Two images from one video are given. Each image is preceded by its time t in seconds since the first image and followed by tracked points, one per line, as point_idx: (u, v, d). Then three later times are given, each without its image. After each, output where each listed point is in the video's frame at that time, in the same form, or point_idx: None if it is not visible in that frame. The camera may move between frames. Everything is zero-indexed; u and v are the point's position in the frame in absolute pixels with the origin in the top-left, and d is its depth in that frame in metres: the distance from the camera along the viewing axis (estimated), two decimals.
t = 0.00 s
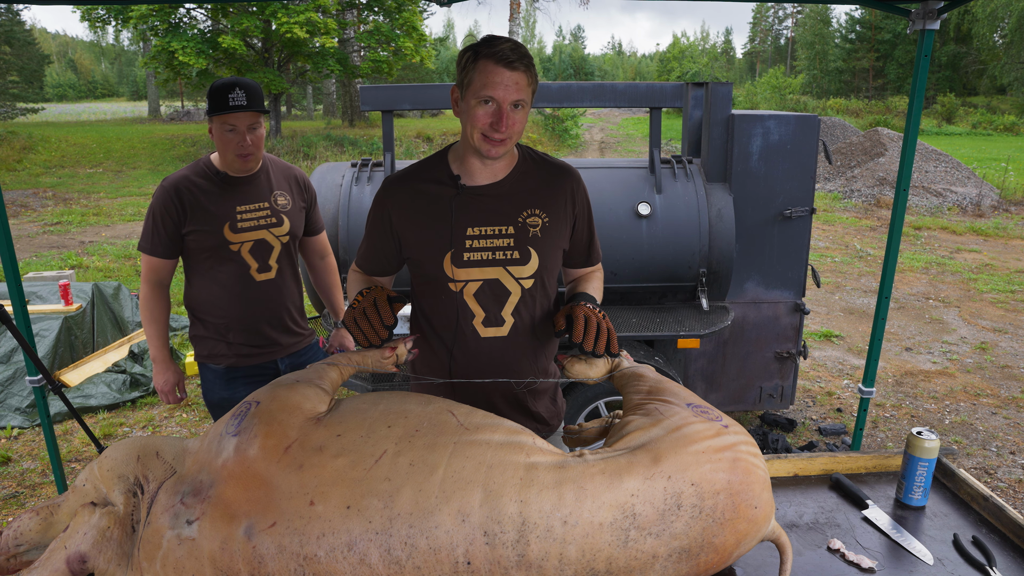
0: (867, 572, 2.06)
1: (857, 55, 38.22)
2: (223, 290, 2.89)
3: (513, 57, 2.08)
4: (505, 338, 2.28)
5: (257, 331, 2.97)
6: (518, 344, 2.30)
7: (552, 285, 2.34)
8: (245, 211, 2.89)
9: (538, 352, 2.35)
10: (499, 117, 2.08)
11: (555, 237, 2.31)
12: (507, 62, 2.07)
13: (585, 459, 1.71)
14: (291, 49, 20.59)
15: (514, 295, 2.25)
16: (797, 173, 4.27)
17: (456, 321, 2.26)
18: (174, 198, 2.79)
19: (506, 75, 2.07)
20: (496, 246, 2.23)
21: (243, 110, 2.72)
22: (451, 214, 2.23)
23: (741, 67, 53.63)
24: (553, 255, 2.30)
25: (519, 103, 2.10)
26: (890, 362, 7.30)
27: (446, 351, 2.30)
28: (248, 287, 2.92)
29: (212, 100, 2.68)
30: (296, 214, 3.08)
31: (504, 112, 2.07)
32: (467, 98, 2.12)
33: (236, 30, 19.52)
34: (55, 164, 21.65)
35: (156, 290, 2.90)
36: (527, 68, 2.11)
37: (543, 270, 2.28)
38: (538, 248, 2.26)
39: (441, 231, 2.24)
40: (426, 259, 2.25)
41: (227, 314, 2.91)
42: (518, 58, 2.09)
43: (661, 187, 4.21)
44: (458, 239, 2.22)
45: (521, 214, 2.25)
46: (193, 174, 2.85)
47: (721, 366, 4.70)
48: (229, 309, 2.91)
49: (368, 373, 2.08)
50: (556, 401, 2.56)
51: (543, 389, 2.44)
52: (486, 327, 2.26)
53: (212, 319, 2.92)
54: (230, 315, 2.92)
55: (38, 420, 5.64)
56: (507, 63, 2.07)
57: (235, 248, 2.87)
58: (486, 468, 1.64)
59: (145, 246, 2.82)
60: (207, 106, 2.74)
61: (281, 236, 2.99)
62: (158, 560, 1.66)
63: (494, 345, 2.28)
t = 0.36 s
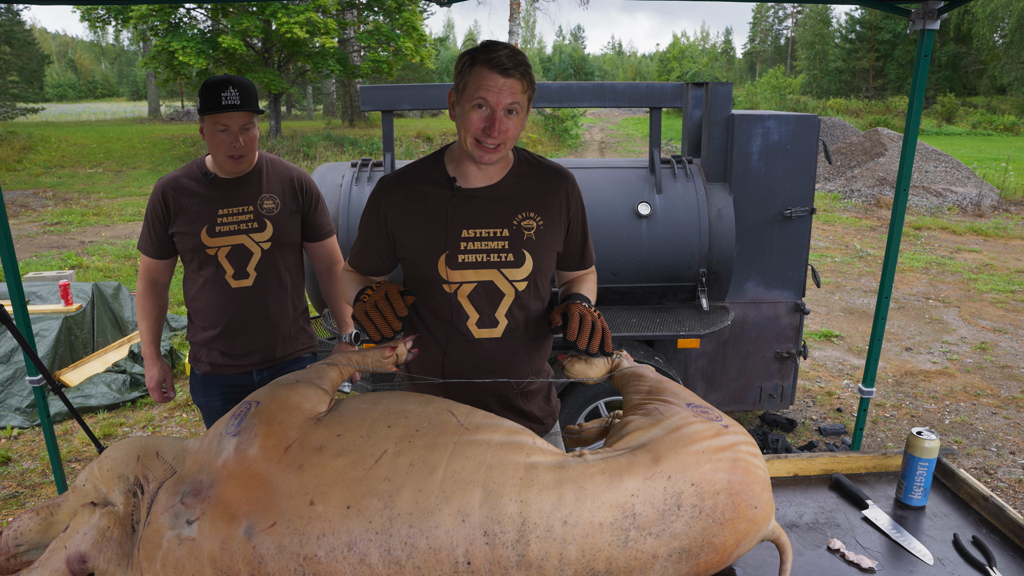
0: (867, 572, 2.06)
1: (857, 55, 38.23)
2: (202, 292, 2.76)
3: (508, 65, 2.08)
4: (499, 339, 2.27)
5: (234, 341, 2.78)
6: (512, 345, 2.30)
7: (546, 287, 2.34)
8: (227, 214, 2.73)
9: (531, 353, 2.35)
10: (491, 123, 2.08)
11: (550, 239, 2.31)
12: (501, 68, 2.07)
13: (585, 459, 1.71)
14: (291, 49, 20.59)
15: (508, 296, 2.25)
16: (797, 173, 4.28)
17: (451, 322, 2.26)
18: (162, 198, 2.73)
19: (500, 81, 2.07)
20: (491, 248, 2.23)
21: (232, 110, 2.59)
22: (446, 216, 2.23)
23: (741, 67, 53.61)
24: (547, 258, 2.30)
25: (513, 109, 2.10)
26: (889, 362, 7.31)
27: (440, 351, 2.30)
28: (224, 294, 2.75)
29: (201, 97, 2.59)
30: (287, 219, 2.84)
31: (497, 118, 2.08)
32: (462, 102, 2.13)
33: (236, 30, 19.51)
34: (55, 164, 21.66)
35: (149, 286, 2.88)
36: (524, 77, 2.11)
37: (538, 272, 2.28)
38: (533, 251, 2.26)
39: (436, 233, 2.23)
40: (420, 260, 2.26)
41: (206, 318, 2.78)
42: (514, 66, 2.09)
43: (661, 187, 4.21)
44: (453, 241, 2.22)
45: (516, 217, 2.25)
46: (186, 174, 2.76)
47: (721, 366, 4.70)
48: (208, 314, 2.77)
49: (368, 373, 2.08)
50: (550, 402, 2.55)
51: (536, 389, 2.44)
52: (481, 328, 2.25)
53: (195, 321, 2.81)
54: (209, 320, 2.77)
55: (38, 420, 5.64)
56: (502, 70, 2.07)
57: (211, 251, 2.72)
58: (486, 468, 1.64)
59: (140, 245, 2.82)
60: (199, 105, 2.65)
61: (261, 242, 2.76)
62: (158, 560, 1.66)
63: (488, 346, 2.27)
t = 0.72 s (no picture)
0: (867, 573, 2.06)
1: (857, 55, 38.23)
2: (204, 297, 2.71)
3: (513, 83, 2.03)
4: (497, 341, 2.28)
5: (230, 350, 2.71)
6: (510, 346, 2.31)
7: (543, 290, 2.35)
8: (231, 218, 2.66)
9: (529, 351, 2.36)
10: (496, 141, 2.06)
11: (546, 243, 2.31)
12: (507, 88, 2.02)
13: (585, 459, 1.71)
14: (291, 49, 20.58)
15: (506, 299, 2.26)
16: (797, 173, 4.28)
17: (449, 324, 2.26)
18: (173, 197, 2.70)
19: (504, 100, 2.03)
20: (489, 251, 2.24)
21: (244, 113, 2.50)
22: (445, 219, 2.22)
23: (741, 67, 53.57)
24: (544, 261, 2.31)
25: (518, 125, 2.08)
26: (889, 362, 7.31)
27: (438, 352, 2.30)
28: (222, 299, 2.69)
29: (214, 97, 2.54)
30: (294, 227, 2.72)
31: (502, 135, 2.06)
32: (466, 116, 2.09)
33: (236, 30, 19.50)
34: (55, 164, 21.65)
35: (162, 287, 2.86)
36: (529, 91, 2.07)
37: (535, 275, 2.28)
38: (530, 254, 2.26)
39: (435, 236, 2.23)
40: (419, 262, 2.25)
41: (205, 324, 2.72)
42: (519, 82, 2.04)
43: (661, 187, 4.21)
44: (451, 245, 2.22)
45: (513, 220, 2.25)
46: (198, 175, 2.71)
47: (721, 366, 4.70)
48: (207, 319, 2.71)
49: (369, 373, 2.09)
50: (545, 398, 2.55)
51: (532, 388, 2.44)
52: (479, 330, 2.26)
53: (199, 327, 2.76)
54: (208, 326, 2.71)
55: (38, 420, 5.64)
56: (507, 90, 2.02)
57: (213, 255, 2.66)
58: (486, 468, 1.65)
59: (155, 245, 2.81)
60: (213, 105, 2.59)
61: (266, 249, 2.68)
62: (158, 560, 1.66)
63: (487, 348, 2.28)
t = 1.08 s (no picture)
0: (867, 573, 2.06)
1: (857, 55, 38.23)
2: (210, 302, 2.67)
3: (545, 107, 1.98)
4: (506, 340, 2.29)
5: (235, 358, 2.68)
6: (521, 345, 2.31)
7: (554, 290, 2.35)
8: (242, 223, 2.64)
9: (538, 350, 2.36)
10: (536, 163, 2.06)
11: (558, 243, 2.31)
12: (540, 113, 1.97)
13: (585, 459, 1.71)
14: (291, 49, 20.59)
15: (517, 299, 2.26)
16: (797, 174, 4.28)
17: (460, 322, 2.26)
18: (180, 199, 2.65)
19: (539, 125, 1.99)
20: (502, 251, 2.24)
21: (251, 118, 2.46)
22: (459, 220, 2.23)
23: (741, 67, 53.58)
24: (556, 261, 2.31)
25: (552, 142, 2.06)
26: (889, 362, 7.31)
27: (449, 350, 2.30)
28: (230, 305, 2.65)
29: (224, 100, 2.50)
30: (306, 234, 2.72)
31: (540, 158, 2.05)
32: (500, 144, 2.03)
33: (236, 30, 19.50)
34: (55, 164, 21.66)
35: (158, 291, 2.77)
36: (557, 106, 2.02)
37: (547, 276, 2.29)
38: (542, 255, 2.27)
39: (450, 235, 2.23)
40: (431, 260, 2.26)
41: (208, 330, 2.68)
42: (549, 103, 1.98)
43: (661, 187, 4.21)
44: (464, 244, 2.23)
45: (527, 221, 2.25)
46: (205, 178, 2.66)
47: (721, 366, 4.70)
48: (211, 325, 2.68)
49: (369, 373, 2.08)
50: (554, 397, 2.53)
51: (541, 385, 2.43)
52: (489, 328, 2.26)
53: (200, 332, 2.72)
54: (211, 333, 2.68)
55: (38, 420, 5.64)
56: (541, 115, 1.98)
57: (223, 260, 2.63)
58: (486, 468, 1.65)
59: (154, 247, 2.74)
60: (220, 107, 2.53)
61: (278, 256, 2.67)
62: (158, 560, 1.66)
63: (498, 347, 2.29)
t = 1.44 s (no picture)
0: (867, 572, 2.07)
1: (857, 55, 38.22)
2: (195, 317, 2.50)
3: (534, 115, 1.98)
4: (526, 337, 2.33)
5: (231, 373, 2.56)
6: (540, 343, 2.35)
7: (579, 291, 2.37)
8: (227, 231, 2.50)
9: (557, 348, 2.40)
10: (508, 159, 2.09)
11: (585, 246, 2.32)
12: (526, 118, 1.98)
13: (585, 459, 1.71)
14: (291, 49, 20.60)
15: (539, 297, 2.30)
16: (797, 173, 4.28)
17: (483, 317, 2.31)
18: (153, 207, 2.44)
19: (520, 128, 2.00)
20: (527, 250, 2.27)
21: (240, 122, 2.33)
22: (487, 216, 2.26)
23: (741, 67, 53.57)
24: (582, 264, 2.32)
25: (534, 152, 2.07)
26: (889, 362, 7.30)
27: (472, 347, 2.35)
28: (222, 319, 2.52)
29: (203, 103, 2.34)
30: (293, 239, 2.62)
31: (513, 157, 2.08)
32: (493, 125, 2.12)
33: (236, 30, 19.51)
34: (55, 164, 21.66)
35: (125, 308, 2.52)
36: (553, 123, 2.02)
37: (571, 277, 2.31)
38: (566, 256, 2.28)
39: (475, 231, 2.28)
40: (457, 254, 2.30)
41: (196, 348, 2.52)
42: (543, 116, 1.99)
43: (661, 187, 4.21)
44: (491, 241, 2.26)
45: (553, 222, 2.27)
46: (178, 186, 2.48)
47: (721, 366, 4.70)
48: (201, 340, 2.52)
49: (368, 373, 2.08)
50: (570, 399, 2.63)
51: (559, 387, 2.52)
52: (509, 324, 2.31)
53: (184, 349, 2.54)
54: (201, 349, 2.52)
55: (38, 421, 5.65)
56: (527, 121, 1.99)
57: (210, 270, 2.48)
58: (486, 468, 1.64)
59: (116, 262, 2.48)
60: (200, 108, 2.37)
61: (268, 262, 2.56)
62: (158, 560, 1.66)
63: (516, 342, 2.33)
